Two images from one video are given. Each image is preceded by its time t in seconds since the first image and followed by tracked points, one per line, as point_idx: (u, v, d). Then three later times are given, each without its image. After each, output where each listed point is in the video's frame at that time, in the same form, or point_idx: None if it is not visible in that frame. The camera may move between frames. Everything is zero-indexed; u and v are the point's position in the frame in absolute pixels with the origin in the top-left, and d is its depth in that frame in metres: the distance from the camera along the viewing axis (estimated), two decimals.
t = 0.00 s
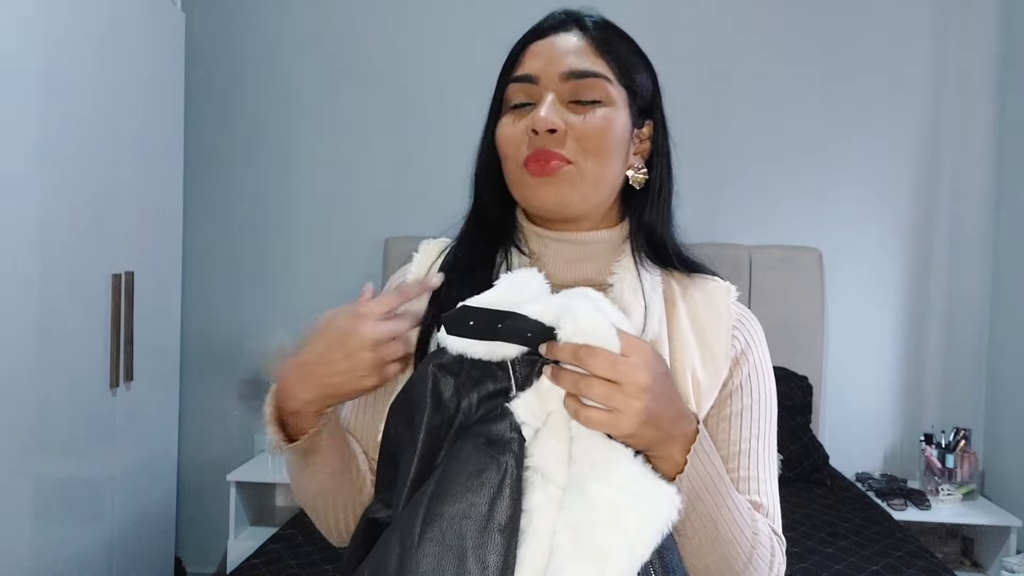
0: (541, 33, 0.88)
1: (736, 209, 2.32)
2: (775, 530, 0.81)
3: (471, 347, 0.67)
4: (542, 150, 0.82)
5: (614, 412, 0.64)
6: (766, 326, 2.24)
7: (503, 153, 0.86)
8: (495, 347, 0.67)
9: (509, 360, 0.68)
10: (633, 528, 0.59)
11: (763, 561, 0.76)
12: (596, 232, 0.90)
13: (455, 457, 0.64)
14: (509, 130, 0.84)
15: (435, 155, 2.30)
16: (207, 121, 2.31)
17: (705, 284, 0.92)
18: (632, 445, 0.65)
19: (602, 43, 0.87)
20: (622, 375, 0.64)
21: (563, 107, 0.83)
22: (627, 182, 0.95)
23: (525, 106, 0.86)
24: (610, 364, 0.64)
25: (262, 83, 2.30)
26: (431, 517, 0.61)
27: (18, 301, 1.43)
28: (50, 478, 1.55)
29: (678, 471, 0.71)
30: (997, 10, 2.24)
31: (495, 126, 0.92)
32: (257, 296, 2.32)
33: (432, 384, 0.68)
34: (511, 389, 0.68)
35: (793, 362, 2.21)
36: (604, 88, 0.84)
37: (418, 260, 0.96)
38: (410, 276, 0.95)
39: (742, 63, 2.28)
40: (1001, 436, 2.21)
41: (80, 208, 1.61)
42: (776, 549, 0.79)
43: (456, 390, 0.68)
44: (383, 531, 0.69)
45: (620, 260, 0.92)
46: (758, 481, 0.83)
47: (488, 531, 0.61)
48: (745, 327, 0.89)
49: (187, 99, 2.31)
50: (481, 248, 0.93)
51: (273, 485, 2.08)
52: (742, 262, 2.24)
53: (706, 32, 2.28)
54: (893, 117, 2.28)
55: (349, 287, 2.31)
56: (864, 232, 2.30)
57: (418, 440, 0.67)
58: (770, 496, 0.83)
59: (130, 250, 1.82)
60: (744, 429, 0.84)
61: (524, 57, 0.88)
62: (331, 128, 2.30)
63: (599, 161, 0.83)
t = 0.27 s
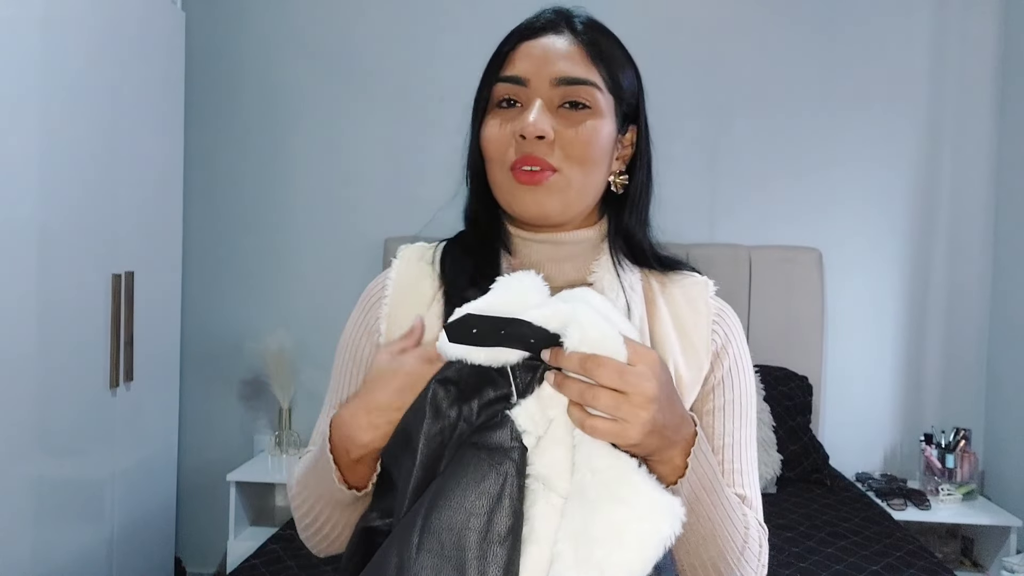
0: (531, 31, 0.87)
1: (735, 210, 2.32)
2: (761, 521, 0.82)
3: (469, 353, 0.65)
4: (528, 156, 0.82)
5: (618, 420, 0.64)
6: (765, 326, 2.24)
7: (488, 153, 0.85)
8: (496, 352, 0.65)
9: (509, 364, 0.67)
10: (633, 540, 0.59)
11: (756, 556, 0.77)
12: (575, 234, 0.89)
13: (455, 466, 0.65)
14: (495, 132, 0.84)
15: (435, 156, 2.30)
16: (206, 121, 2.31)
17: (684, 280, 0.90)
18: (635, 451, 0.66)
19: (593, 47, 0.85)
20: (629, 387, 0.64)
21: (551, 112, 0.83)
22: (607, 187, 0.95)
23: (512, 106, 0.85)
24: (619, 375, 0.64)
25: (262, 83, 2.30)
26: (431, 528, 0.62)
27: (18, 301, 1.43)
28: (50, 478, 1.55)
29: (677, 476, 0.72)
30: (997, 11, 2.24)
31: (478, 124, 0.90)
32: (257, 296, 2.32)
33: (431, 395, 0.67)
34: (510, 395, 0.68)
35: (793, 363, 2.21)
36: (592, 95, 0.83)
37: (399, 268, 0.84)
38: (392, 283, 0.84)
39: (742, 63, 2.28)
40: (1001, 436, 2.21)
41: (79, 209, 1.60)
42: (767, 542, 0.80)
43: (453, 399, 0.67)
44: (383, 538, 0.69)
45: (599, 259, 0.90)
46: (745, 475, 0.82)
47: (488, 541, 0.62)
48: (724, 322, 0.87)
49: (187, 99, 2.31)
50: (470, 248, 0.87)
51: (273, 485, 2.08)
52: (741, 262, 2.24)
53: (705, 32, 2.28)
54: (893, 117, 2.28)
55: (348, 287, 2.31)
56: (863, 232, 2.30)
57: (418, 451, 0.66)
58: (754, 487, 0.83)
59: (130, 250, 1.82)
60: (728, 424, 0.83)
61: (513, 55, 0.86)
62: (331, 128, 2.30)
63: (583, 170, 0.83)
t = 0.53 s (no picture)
0: (512, 29, 0.86)
1: (736, 209, 2.32)
2: (751, 516, 0.82)
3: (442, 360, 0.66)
4: (512, 154, 0.82)
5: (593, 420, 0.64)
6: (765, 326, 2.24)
7: (471, 152, 0.85)
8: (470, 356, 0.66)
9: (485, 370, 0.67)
10: (612, 541, 0.60)
11: (742, 550, 0.77)
12: (557, 231, 0.88)
13: (432, 472, 0.64)
14: (479, 130, 0.83)
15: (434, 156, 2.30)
16: (207, 122, 2.31)
17: (668, 275, 0.92)
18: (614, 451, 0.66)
19: (575, 44, 0.85)
20: (604, 387, 0.63)
21: (535, 111, 0.83)
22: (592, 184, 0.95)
23: (496, 104, 0.85)
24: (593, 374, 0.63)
25: (262, 83, 2.30)
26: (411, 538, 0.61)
27: (18, 301, 1.43)
28: (50, 477, 1.55)
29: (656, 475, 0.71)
30: (997, 11, 2.24)
31: (461, 122, 0.90)
32: (257, 296, 2.32)
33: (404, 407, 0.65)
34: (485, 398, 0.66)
35: (792, 363, 2.21)
36: (576, 93, 0.83)
37: (382, 271, 0.89)
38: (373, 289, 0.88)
39: (742, 63, 2.28)
40: (1001, 436, 2.20)
41: (79, 209, 1.61)
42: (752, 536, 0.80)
43: (429, 407, 0.65)
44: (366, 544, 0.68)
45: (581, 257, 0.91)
46: (730, 469, 0.82)
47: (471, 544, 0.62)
48: (708, 315, 0.88)
49: (187, 100, 2.31)
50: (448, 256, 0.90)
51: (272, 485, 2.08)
52: (741, 262, 2.24)
53: (705, 32, 2.28)
54: (893, 117, 2.28)
55: (348, 287, 2.31)
56: (863, 232, 2.30)
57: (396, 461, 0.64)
58: (743, 481, 0.83)
59: (130, 250, 1.82)
60: (713, 419, 0.83)
61: (495, 53, 0.86)
62: (331, 129, 2.30)
63: (568, 169, 0.83)
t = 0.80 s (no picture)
0: (496, 28, 0.86)
1: (735, 209, 2.32)
2: (744, 512, 0.81)
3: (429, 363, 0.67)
4: (499, 157, 0.82)
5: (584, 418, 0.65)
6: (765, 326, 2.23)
7: (458, 154, 0.86)
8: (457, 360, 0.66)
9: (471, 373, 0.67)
10: (603, 541, 0.59)
11: (737, 545, 0.77)
12: (547, 231, 0.88)
13: (422, 478, 0.64)
14: (465, 133, 0.84)
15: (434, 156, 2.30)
16: (207, 122, 2.32)
17: (658, 274, 0.92)
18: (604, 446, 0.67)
19: (559, 41, 0.85)
20: (592, 384, 0.64)
21: (520, 111, 0.83)
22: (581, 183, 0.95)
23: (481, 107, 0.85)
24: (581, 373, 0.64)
25: (262, 84, 2.30)
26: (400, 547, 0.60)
27: (18, 300, 1.43)
28: (50, 477, 1.56)
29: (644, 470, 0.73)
30: (997, 10, 2.24)
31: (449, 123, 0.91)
32: (257, 296, 2.32)
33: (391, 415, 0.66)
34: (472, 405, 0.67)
35: (792, 362, 2.21)
36: (561, 92, 0.83)
37: (370, 273, 0.89)
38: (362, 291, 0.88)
39: (741, 63, 2.28)
40: (1001, 436, 2.20)
41: (79, 209, 1.61)
42: (747, 533, 0.80)
43: (416, 414, 0.66)
44: (359, 550, 0.69)
45: (571, 256, 0.91)
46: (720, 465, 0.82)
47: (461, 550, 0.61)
48: (698, 313, 0.87)
49: (187, 100, 2.32)
50: (435, 259, 0.90)
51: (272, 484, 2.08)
52: (741, 262, 2.24)
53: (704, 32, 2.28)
54: (893, 117, 2.28)
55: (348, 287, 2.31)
56: (863, 232, 2.30)
57: (386, 466, 0.65)
58: (735, 478, 0.83)
59: (131, 250, 1.82)
60: (703, 416, 0.83)
61: (479, 53, 0.86)
62: (331, 129, 2.30)
63: (554, 169, 0.83)
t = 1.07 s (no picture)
0: (490, 36, 0.86)
1: (735, 210, 2.32)
2: (747, 508, 0.81)
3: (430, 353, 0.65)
4: (502, 170, 0.82)
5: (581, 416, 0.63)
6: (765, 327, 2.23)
7: (459, 166, 0.86)
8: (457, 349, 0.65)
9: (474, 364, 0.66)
10: (599, 539, 0.58)
11: (739, 541, 0.77)
12: (546, 232, 0.88)
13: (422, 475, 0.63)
14: (465, 147, 0.84)
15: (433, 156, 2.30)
16: (207, 122, 2.32)
17: (653, 273, 0.92)
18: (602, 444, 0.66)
19: (555, 46, 0.85)
20: (593, 385, 0.63)
21: (520, 123, 0.83)
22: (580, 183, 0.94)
23: (480, 118, 0.85)
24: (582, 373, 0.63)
25: (262, 84, 2.31)
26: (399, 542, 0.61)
27: (18, 300, 1.43)
28: (51, 477, 1.56)
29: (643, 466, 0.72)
30: (997, 10, 2.24)
31: (447, 132, 0.90)
32: (257, 296, 2.32)
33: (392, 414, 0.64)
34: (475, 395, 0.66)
35: (791, 362, 2.21)
36: (560, 100, 0.83)
37: (367, 273, 0.90)
38: (359, 290, 0.89)
39: (741, 64, 2.28)
40: (1001, 436, 2.20)
41: (80, 209, 1.61)
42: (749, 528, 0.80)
43: (417, 409, 0.65)
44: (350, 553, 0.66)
45: (570, 254, 0.91)
46: (720, 460, 0.81)
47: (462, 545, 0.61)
48: (695, 311, 0.88)
49: (187, 100, 2.32)
50: (432, 260, 0.91)
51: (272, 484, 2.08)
52: (742, 262, 2.24)
53: (704, 32, 2.28)
54: (893, 117, 2.28)
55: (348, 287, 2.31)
56: (863, 232, 2.30)
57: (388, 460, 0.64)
58: (736, 474, 0.82)
59: (131, 251, 1.82)
60: (700, 412, 0.83)
61: (475, 63, 0.86)
62: (331, 129, 2.30)
63: (557, 179, 0.84)
